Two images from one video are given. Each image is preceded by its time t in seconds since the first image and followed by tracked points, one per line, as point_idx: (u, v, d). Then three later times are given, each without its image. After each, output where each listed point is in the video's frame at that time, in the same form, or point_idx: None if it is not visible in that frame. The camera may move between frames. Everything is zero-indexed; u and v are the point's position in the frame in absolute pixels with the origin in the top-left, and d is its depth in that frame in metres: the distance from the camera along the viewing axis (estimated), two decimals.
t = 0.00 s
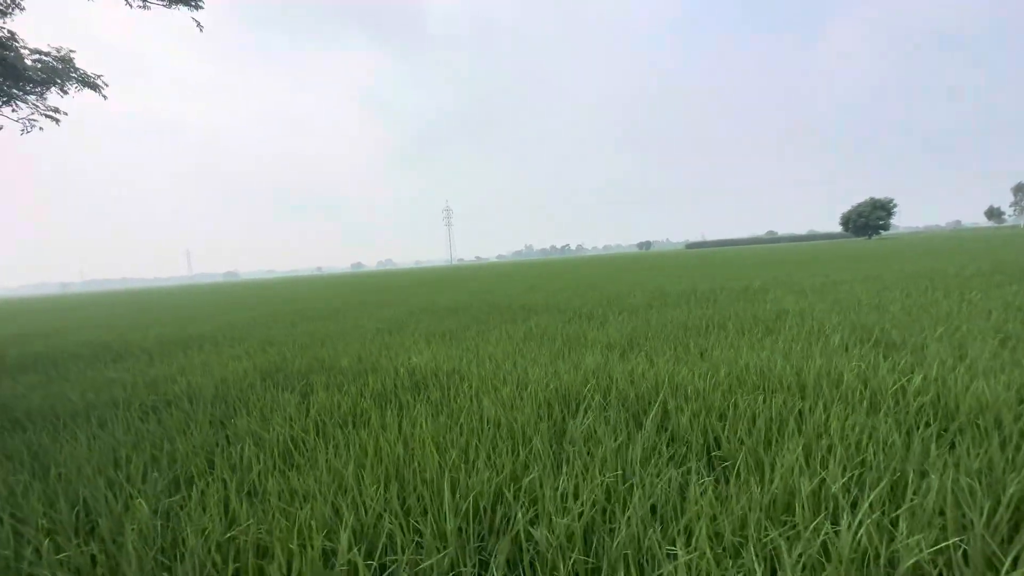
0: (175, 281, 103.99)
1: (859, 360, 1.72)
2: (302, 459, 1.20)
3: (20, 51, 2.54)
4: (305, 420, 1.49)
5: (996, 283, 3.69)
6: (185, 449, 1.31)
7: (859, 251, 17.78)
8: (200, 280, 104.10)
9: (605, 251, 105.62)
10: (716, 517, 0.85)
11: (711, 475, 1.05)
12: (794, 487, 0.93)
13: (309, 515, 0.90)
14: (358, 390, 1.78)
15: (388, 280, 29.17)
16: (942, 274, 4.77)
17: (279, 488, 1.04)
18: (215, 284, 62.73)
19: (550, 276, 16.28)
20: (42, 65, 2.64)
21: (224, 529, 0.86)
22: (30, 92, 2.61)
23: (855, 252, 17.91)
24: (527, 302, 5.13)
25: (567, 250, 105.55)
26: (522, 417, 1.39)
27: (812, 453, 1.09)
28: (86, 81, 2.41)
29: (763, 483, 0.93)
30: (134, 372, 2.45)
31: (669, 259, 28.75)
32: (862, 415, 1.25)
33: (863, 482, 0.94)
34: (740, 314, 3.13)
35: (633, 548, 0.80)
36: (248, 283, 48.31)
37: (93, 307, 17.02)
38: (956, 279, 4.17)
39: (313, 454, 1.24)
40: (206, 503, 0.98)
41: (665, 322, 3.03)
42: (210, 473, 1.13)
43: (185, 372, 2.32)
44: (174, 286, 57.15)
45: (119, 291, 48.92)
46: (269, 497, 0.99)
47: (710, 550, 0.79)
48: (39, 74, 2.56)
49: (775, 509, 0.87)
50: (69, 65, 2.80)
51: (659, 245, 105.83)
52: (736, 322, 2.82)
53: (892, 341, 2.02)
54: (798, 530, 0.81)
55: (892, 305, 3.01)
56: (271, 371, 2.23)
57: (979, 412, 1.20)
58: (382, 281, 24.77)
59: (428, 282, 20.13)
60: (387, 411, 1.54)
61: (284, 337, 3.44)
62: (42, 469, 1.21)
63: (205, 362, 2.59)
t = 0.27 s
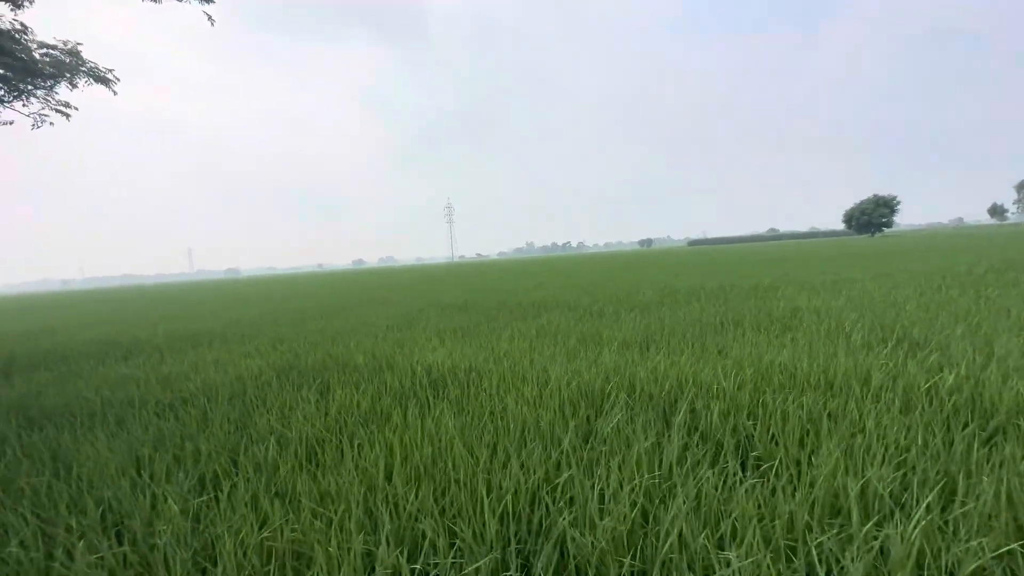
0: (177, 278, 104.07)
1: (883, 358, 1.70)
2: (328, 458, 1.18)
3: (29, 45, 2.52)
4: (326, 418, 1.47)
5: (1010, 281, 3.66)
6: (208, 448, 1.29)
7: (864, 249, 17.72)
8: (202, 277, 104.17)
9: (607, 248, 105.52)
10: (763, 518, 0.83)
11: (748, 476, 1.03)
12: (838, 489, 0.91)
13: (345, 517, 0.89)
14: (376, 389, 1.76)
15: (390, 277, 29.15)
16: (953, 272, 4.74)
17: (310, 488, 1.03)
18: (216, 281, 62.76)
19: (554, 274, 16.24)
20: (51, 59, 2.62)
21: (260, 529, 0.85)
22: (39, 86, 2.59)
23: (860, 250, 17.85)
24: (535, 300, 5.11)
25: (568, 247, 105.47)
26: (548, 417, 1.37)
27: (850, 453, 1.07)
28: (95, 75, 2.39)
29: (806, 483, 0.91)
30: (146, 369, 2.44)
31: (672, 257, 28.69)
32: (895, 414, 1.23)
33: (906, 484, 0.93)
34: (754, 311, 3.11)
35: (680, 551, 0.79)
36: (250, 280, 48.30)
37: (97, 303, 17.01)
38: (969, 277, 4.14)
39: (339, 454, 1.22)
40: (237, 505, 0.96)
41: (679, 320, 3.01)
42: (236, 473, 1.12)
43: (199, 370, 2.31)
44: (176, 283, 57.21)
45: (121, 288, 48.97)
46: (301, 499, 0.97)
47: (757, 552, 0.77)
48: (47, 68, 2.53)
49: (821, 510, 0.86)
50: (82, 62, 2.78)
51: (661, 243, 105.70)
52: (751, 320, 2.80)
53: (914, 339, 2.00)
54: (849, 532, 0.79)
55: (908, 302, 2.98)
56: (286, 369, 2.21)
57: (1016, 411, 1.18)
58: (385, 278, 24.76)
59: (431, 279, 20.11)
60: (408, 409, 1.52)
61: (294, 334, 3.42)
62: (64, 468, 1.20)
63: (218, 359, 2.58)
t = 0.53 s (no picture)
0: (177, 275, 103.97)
1: (913, 353, 1.68)
2: (358, 452, 1.15)
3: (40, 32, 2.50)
4: (350, 412, 1.45)
5: None
6: (232, 443, 1.26)
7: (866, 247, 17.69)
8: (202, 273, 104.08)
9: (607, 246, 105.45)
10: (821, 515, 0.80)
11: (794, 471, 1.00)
12: (894, 485, 0.88)
13: (385, 513, 0.86)
14: (397, 383, 1.73)
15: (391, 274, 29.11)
16: (965, 268, 4.71)
17: (344, 483, 1.00)
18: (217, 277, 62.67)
19: (556, 271, 16.20)
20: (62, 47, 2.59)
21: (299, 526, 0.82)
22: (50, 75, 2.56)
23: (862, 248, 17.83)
24: (542, 296, 5.07)
25: (568, 245, 105.40)
26: (579, 411, 1.34)
27: (897, 449, 1.04)
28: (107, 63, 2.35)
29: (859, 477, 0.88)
30: (158, 363, 2.41)
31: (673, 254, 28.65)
32: (936, 411, 1.20)
33: (961, 482, 0.90)
34: (769, 307, 3.08)
35: (737, 550, 0.76)
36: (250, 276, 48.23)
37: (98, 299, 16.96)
38: (982, 274, 4.11)
39: (368, 448, 1.19)
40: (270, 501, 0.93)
41: (694, 315, 2.98)
42: (265, 468, 1.08)
43: (212, 364, 2.27)
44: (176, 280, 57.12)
45: (121, 284, 48.88)
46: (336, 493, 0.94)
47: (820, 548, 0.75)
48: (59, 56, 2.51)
49: (879, 507, 0.83)
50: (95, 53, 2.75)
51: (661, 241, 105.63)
52: (767, 315, 2.78)
53: (941, 333, 1.97)
54: (911, 529, 0.76)
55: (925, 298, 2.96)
56: (301, 363, 2.18)
57: None
58: (386, 275, 24.72)
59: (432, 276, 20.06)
60: (433, 403, 1.50)
61: (304, 329, 3.39)
62: (85, 462, 1.16)
63: (229, 353, 2.55)
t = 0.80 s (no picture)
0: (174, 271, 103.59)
1: (945, 355, 1.65)
2: (387, 454, 1.12)
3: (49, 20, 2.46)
4: (373, 412, 1.41)
5: None
6: (254, 443, 1.22)
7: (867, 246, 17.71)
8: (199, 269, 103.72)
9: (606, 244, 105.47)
10: (885, 524, 0.77)
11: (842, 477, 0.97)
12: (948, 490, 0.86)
13: (426, 521, 0.82)
14: (417, 382, 1.69)
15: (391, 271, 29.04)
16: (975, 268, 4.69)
17: (378, 487, 0.96)
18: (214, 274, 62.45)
19: (557, 269, 16.18)
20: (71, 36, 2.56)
21: (338, 534, 0.78)
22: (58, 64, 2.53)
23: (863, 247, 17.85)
24: (549, 293, 5.03)
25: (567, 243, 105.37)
26: (609, 413, 1.31)
27: (942, 452, 1.02)
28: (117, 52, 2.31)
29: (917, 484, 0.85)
30: (166, 359, 2.37)
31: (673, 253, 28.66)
32: (979, 415, 1.17)
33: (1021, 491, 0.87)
34: (782, 306, 3.06)
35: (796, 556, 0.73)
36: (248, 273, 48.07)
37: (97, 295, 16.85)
38: (994, 274, 4.08)
39: (397, 450, 1.16)
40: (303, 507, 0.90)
41: (707, 313, 2.95)
42: (293, 469, 1.06)
43: (224, 361, 2.23)
44: (174, 276, 56.89)
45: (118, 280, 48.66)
46: (371, 498, 0.91)
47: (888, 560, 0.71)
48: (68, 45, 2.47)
49: (941, 514, 0.80)
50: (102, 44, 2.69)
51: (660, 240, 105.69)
52: (782, 314, 2.75)
53: (968, 334, 1.94)
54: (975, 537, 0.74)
55: (939, 298, 2.94)
56: (315, 361, 2.14)
57: None
58: (385, 272, 24.65)
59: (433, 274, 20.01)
60: (457, 402, 1.46)
61: (311, 326, 3.35)
62: (105, 463, 1.13)
63: (239, 350, 2.51)
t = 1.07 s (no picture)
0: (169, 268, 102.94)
1: (961, 357, 1.64)
2: (405, 459, 1.10)
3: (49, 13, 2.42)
4: (386, 415, 1.39)
5: None
6: (268, 447, 1.20)
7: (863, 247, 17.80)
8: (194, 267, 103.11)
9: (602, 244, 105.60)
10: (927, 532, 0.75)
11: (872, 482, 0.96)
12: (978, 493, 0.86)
13: (455, 530, 0.80)
14: (428, 383, 1.67)
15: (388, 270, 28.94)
16: (976, 269, 4.71)
17: (400, 493, 0.94)
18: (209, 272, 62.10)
19: (556, 268, 16.17)
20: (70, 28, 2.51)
21: (366, 544, 0.76)
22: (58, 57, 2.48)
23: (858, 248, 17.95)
24: (551, 293, 5.01)
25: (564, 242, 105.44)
26: (627, 416, 1.29)
27: (968, 456, 1.01)
28: (117, 46, 2.28)
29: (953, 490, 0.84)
30: (170, 359, 2.34)
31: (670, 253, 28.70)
32: (1004, 419, 1.17)
33: None
34: (788, 307, 3.05)
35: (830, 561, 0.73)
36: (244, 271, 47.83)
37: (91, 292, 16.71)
38: (996, 275, 4.10)
39: (415, 454, 1.13)
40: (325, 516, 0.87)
41: (714, 314, 2.94)
42: (310, 474, 1.04)
43: (229, 361, 2.20)
44: (169, 273, 56.51)
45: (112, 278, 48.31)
46: (395, 506, 0.89)
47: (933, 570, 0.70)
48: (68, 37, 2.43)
49: (973, 520, 0.79)
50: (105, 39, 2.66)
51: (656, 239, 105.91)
52: (790, 315, 2.74)
53: (981, 336, 1.94)
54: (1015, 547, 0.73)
55: (945, 299, 2.94)
56: (322, 361, 2.11)
57: None
58: (383, 271, 24.57)
59: (430, 273, 19.97)
60: (471, 405, 1.44)
61: (315, 325, 3.32)
62: (116, 468, 1.10)
63: (243, 349, 2.48)
